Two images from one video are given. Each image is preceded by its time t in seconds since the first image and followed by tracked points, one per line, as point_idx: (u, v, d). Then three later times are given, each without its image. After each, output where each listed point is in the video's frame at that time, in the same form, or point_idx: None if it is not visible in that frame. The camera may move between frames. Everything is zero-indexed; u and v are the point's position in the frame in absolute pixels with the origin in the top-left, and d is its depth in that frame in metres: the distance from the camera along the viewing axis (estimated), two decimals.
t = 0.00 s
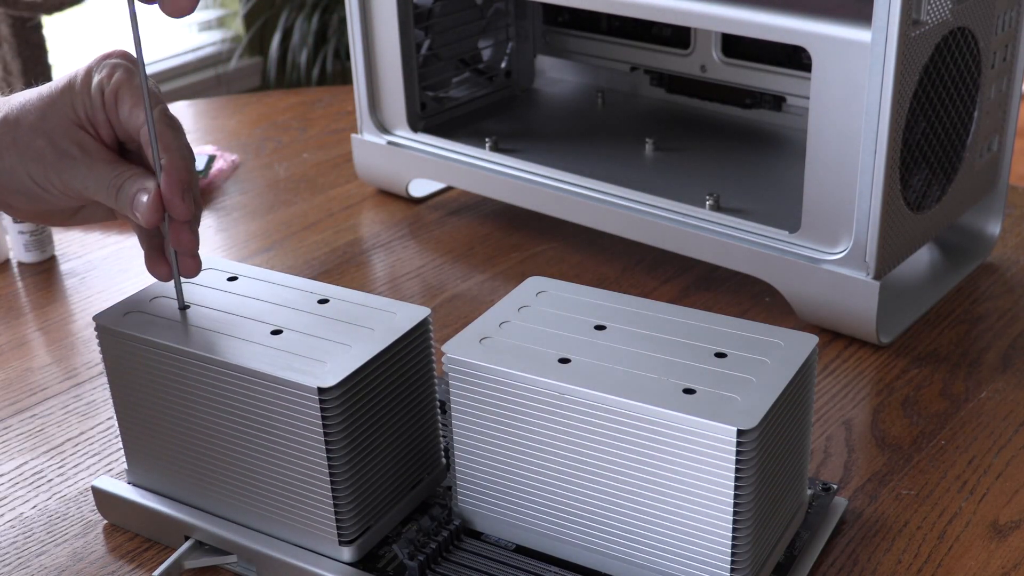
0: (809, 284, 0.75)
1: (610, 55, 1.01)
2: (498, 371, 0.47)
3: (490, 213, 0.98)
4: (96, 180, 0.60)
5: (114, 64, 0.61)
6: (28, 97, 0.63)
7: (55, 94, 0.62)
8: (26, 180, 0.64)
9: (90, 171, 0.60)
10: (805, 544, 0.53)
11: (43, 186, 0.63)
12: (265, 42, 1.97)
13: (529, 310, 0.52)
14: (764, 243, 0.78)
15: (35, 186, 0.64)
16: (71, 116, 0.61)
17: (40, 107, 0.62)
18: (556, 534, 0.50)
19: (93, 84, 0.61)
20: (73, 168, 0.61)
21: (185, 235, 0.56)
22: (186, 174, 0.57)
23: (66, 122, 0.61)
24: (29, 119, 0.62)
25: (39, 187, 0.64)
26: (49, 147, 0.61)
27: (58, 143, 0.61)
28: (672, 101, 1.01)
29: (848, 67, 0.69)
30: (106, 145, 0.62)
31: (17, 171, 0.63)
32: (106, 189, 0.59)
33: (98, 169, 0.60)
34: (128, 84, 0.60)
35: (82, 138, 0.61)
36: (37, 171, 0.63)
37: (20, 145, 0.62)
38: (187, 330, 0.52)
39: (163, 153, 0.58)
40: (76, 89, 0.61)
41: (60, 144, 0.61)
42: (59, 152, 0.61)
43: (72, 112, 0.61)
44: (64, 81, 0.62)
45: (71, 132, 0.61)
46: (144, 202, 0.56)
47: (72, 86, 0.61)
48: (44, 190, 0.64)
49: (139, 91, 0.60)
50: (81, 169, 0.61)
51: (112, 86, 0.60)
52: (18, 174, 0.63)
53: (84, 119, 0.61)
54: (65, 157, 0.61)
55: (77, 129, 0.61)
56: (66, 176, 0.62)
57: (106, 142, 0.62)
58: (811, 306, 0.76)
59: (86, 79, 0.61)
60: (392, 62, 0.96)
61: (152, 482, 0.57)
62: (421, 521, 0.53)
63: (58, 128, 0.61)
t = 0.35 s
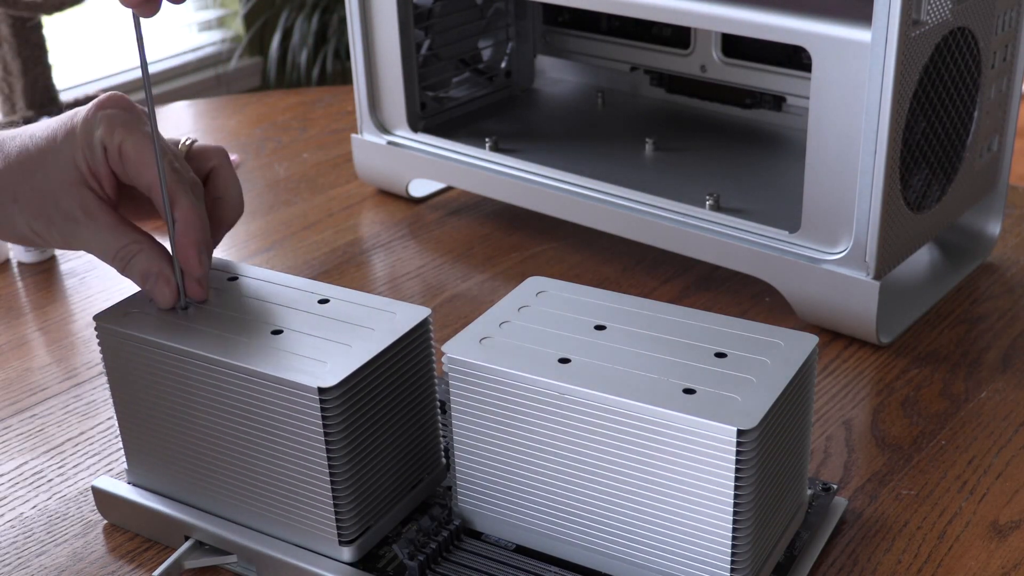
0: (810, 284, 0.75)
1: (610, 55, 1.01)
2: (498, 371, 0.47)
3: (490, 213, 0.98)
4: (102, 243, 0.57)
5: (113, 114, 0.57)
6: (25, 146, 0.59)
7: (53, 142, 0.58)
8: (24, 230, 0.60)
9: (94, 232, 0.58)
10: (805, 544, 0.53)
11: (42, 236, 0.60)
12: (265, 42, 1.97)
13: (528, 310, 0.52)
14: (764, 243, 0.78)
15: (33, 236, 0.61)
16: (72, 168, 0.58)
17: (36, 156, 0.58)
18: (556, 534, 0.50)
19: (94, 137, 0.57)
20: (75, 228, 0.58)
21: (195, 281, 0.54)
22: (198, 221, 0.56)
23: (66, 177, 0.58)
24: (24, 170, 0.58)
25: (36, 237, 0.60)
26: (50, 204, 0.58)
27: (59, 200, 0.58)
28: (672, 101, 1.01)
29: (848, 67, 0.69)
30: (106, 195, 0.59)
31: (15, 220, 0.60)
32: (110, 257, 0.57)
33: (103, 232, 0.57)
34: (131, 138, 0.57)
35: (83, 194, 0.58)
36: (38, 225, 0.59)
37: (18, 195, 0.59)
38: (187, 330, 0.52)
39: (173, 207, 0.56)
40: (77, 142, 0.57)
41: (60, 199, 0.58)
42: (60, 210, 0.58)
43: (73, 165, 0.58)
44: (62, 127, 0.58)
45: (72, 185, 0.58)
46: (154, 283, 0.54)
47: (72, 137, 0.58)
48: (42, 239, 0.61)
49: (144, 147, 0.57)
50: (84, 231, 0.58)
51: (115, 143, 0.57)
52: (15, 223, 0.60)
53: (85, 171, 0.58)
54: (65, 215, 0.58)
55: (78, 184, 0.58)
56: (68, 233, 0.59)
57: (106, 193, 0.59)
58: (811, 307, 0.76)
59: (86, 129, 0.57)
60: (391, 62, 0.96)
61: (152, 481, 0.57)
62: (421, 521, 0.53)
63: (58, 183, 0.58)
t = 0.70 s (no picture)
0: (810, 284, 0.75)
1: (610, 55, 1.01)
2: (498, 370, 0.47)
3: (490, 213, 0.98)
4: (101, 249, 0.57)
5: (111, 119, 0.58)
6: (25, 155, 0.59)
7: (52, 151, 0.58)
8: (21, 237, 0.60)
9: (93, 237, 0.57)
10: (805, 545, 0.53)
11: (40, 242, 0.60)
12: (265, 42, 1.97)
13: (528, 310, 0.52)
14: (764, 243, 0.78)
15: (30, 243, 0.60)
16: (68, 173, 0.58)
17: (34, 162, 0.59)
18: (556, 534, 0.50)
19: (93, 140, 0.57)
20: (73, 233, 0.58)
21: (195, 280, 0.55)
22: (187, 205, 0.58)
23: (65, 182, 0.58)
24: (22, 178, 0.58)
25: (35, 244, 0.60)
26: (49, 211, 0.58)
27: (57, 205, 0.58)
28: (672, 101, 1.01)
29: (848, 67, 0.69)
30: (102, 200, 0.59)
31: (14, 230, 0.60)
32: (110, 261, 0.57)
33: (99, 235, 0.57)
34: (130, 139, 0.57)
35: (80, 198, 0.58)
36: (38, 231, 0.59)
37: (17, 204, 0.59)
38: (187, 330, 0.52)
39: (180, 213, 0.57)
40: (75, 144, 0.57)
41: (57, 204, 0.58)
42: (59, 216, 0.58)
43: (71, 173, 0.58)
44: (60, 136, 0.58)
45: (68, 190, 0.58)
46: (155, 284, 0.54)
47: (70, 141, 0.58)
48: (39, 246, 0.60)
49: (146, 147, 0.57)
50: (82, 236, 0.58)
51: (115, 146, 0.57)
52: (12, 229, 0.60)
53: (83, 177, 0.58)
54: (64, 219, 0.58)
55: (76, 188, 0.58)
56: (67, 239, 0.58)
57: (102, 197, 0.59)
58: (811, 307, 0.76)
59: (85, 136, 0.57)
60: (391, 62, 0.96)
61: (152, 481, 0.57)
62: (421, 521, 0.53)
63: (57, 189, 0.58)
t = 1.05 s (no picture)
0: (809, 284, 0.75)
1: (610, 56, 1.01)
2: (497, 370, 0.47)
3: (490, 213, 0.98)
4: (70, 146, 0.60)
5: (83, 41, 0.61)
6: None
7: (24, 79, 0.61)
8: None
9: (56, 139, 0.60)
10: (805, 544, 0.53)
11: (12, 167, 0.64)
12: (265, 42, 1.97)
13: (528, 310, 0.52)
14: (764, 243, 0.78)
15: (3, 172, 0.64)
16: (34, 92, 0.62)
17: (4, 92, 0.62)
18: (556, 533, 0.50)
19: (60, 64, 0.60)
20: (37, 141, 0.61)
21: (174, 177, 0.55)
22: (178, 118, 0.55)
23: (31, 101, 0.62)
24: None
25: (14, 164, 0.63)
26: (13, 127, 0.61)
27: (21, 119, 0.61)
28: (672, 101, 1.01)
29: (848, 67, 0.69)
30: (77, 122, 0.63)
31: None
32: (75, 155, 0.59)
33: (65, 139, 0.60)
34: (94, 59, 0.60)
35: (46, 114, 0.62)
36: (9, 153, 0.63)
37: None
38: (187, 330, 0.52)
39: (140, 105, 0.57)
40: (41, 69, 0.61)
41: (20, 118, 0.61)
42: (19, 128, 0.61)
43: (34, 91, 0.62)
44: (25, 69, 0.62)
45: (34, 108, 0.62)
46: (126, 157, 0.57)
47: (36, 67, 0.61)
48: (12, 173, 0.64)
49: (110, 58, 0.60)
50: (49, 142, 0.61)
51: (81, 61, 0.60)
52: None
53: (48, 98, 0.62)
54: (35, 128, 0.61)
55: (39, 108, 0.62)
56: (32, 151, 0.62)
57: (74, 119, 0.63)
58: (811, 306, 0.76)
59: (51, 59, 0.61)
60: (392, 62, 0.96)
61: (152, 481, 0.57)
62: (421, 521, 0.53)
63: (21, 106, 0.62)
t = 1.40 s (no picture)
0: (810, 284, 0.76)
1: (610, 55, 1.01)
2: (498, 370, 0.47)
3: (490, 213, 0.98)
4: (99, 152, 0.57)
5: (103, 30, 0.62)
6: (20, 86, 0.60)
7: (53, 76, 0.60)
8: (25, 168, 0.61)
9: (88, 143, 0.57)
10: (805, 544, 0.53)
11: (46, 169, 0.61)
12: (265, 42, 1.97)
13: (529, 310, 0.52)
14: (764, 243, 0.78)
15: (36, 173, 0.61)
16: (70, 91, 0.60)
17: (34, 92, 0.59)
18: (556, 533, 0.50)
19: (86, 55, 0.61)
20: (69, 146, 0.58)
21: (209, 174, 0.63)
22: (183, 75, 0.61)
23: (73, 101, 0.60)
24: (22, 104, 0.59)
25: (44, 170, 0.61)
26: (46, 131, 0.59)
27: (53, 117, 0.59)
28: (672, 101, 1.01)
29: (848, 67, 0.69)
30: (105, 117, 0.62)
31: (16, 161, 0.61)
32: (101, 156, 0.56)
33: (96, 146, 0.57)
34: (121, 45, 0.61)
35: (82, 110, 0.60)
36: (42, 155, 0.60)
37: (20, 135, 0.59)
38: (187, 330, 0.52)
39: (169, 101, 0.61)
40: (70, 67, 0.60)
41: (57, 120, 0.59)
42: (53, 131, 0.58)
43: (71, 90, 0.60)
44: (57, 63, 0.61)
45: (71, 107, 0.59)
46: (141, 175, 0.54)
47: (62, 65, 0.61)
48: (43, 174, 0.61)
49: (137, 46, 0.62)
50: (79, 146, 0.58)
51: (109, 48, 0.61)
52: (14, 161, 0.61)
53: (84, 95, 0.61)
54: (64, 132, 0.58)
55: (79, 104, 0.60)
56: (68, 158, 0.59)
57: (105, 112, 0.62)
58: (811, 306, 0.76)
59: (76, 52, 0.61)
60: (392, 62, 0.96)
61: (152, 481, 0.57)
62: (421, 521, 0.53)
63: (59, 105, 0.59)
